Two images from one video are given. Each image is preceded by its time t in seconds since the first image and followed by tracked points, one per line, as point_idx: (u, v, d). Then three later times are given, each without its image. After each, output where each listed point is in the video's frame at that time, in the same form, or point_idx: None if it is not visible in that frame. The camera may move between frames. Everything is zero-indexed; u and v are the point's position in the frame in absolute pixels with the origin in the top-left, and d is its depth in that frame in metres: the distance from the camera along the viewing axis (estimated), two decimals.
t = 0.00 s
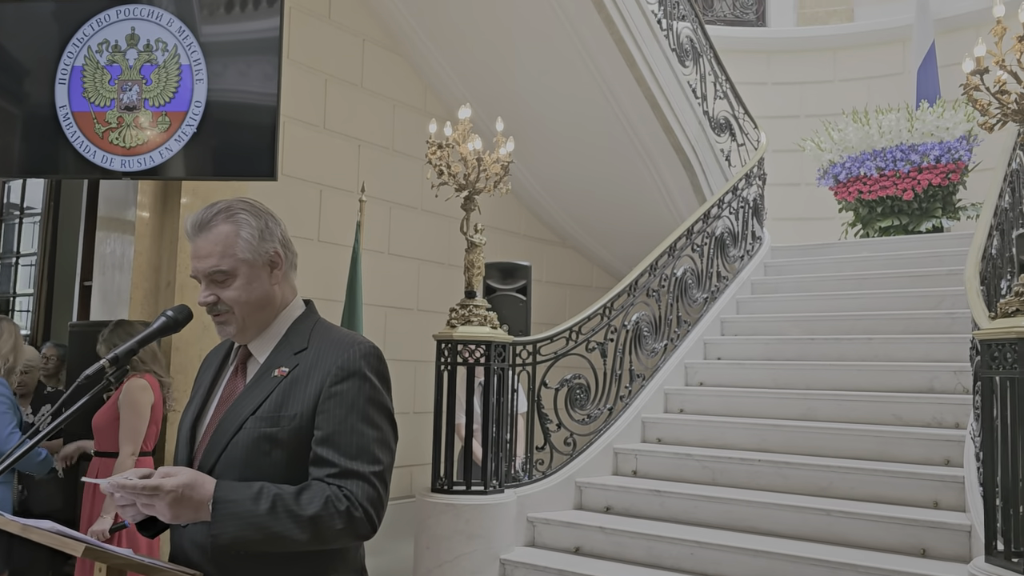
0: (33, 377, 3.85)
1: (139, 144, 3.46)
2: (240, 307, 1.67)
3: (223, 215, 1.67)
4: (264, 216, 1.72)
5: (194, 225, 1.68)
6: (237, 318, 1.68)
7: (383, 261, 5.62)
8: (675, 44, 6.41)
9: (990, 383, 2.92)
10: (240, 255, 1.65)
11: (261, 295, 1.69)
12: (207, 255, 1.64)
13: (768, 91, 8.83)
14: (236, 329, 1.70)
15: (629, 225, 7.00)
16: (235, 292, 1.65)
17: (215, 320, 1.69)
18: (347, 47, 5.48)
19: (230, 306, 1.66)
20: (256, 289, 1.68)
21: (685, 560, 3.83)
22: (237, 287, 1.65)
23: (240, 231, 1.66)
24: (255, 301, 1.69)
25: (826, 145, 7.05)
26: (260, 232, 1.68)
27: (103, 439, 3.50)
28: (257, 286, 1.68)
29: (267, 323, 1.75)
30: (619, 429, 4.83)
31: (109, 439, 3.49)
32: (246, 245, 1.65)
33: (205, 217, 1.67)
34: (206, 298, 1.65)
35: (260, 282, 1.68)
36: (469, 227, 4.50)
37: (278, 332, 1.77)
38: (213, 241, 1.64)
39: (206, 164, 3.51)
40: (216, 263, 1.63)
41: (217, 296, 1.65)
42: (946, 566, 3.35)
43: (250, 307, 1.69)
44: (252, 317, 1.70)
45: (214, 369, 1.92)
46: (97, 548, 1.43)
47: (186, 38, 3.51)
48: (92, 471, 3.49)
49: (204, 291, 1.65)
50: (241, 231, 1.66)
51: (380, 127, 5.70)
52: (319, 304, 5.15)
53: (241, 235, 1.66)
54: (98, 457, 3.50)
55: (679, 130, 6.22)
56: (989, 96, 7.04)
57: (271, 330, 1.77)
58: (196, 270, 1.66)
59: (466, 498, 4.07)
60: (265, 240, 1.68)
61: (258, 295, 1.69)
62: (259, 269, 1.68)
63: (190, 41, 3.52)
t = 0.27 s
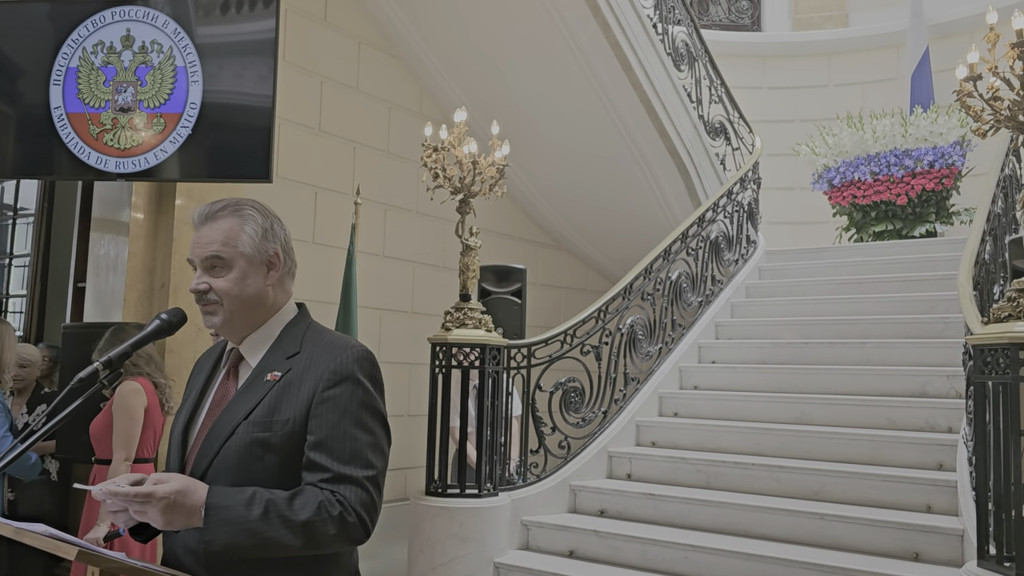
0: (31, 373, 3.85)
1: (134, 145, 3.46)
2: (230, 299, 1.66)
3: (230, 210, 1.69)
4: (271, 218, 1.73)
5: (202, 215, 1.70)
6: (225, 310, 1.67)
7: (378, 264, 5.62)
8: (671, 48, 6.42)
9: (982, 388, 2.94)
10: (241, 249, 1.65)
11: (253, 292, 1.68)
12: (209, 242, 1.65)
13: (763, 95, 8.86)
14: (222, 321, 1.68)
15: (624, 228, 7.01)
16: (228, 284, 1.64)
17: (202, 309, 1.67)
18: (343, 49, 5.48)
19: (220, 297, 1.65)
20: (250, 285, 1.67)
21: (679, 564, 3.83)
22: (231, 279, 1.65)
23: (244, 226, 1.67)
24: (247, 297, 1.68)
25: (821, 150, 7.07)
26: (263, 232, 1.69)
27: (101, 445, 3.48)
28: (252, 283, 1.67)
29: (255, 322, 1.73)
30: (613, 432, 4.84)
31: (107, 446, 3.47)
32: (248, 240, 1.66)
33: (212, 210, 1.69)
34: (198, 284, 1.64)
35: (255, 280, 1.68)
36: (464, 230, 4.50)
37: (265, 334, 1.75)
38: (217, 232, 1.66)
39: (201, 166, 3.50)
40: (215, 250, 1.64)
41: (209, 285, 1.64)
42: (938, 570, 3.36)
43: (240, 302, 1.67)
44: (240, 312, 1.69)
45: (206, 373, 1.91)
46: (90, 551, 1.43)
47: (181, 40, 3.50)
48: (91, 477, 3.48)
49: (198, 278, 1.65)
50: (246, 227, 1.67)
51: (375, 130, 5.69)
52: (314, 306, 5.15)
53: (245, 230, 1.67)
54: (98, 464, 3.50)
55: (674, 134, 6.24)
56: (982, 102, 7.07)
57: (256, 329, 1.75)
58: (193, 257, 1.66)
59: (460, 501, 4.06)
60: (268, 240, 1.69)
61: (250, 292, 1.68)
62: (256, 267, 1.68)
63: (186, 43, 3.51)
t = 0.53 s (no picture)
0: (28, 372, 3.86)
1: (130, 146, 3.44)
2: (228, 301, 1.66)
3: (229, 211, 1.69)
4: (269, 220, 1.74)
5: (200, 216, 1.70)
6: (224, 312, 1.67)
7: (375, 265, 5.62)
8: (668, 51, 6.44)
9: (977, 392, 2.95)
10: (239, 250, 1.65)
11: (252, 294, 1.68)
12: (207, 244, 1.65)
13: (760, 98, 8.87)
14: (221, 323, 1.68)
15: (621, 231, 7.02)
16: (226, 285, 1.64)
17: (201, 311, 1.66)
18: (340, 50, 5.48)
19: (219, 299, 1.65)
20: (249, 286, 1.67)
21: (674, 566, 3.83)
22: (230, 280, 1.65)
23: (242, 228, 1.67)
24: (246, 298, 1.68)
25: (817, 153, 7.08)
26: (262, 233, 1.69)
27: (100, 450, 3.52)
28: (250, 284, 1.68)
29: (255, 324, 1.73)
30: (609, 434, 4.84)
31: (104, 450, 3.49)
32: (247, 242, 1.66)
33: (210, 211, 1.69)
34: (197, 285, 1.64)
35: (254, 281, 1.68)
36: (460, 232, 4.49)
37: (265, 337, 1.76)
38: (215, 233, 1.66)
39: (197, 167, 3.50)
40: (214, 252, 1.64)
41: (207, 286, 1.64)
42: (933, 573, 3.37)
43: (239, 304, 1.67)
44: (239, 314, 1.69)
45: (203, 375, 1.91)
46: (84, 554, 1.40)
47: (177, 40, 3.49)
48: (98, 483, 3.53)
49: (196, 279, 1.65)
50: (244, 228, 1.67)
51: (371, 131, 5.69)
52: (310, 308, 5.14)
53: (243, 232, 1.67)
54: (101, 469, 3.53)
55: (670, 136, 6.24)
56: (977, 106, 7.09)
57: (256, 331, 1.75)
58: (192, 259, 1.66)
59: (455, 503, 4.06)
60: (267, 241, 1.69)
61: (249, 293, 1.68)
62: (254, 268, 1.68)
63: (183, 44, 3.49)
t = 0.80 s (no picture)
0: (17, 372, 3.82)
1: (125, 145, 3.43)
2: (228, 307, 1.65)
3: (220, 215, 1.67)
4: (261, 220, 1.72)
5: (191, 222, 1.68)
6: (225, 318, 1.66)
7: (370, 265, 5.61)
8: (663, 51, 6.44)
9: (971, 394, 2.94)
10: (234, 256, 1.64)
11: (250, 297, 1.68)
12: (201, 252, 1.63)
13: (755, 100, 8.88)
14: (222, 328, 1.67)
15: (616, 231, 7.02)
16: (225, 292, 1.64)
17: (202, 318, 1.66)
18: (336, 50, 5.47)
19: (218, 305, 1.64)
20: (247, 290, 1.67)
21: (668, 567, 3.83)
22: (228, 286, 1.64)
23: (235, 232, 1.66)
24: (245, 302, 1.67)
25: (812, 154, 7.09)
26: (255, 235, 1.68)
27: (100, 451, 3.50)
28: (248, 287, 1.67)
29: (255, 326, 1.73)
30: (604, 435, 4.84)
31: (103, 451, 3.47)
32: (241, 246, 1.65)
33: (201, 216, 1.67)
34: (195, 294, 1.63)
35: (252, 284, 1.68)
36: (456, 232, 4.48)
37: (266, 337, 1.76)
38: (208, 239, 1.64)
39: (192, 166, 3.48)
40: (209, 260, 1.63)
41: (206, 293, 1.63)
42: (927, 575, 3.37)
43: (239, 308, 1.67)
44: (240, 318, 1.68)
45: (200, 374, 1.91)
46: (78, 555, 1.40)
47: (172, 40, 3.49)
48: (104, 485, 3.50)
49: (194, 287, 1.64)
50: (237, 232, 1.66)
51: (367, 130, 5.68)
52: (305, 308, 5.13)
53: (237, 236, 1.66)
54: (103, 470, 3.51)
55: (666, 137, 6.24)
56: (972, 108, 7.11)
57: (257, 333, 1.75)
58: (188, 267, 1.65)
59: (450, 503, 4.06)
60: (261, 243, 1.68)
61: (248, 297, 1.68)
62: (251, 271, 1.67)
63: (178, 42, 3.50)
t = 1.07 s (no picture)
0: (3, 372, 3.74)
1: (123, 140, 3.40)
2: (231, 308, 1.66)
3: (212, 217, 1.66)
4: (253, 217, 1.71)
5: (185, 226, 1.67)
6: (229, 319, 1.67)
7: (369, 261, 5.61)
8: (663, 48, 6.43)
9: (970, 391, 2.95)
10: (231, 257, 1.63)
11: (251, 296, 1.68)
12: (197, 257, 1.63)
13: (755, 97, 8.87)
14: (229, 330, 1.69)
15: (616, 228, 7.02)
16: (226, 294, 1.64)
17: (208, 322, 1.68)
18: (335, 46, 5.46)
19: (222, 307, 1.65)
20: (247, 289, 1.67)
21: (667, 563, 3.84)
22: (228, 288, 1.64)
23: (229, 233, 1.65)
24: (246, 302, 1.68)
25: (812, 151, 7.08)
26: (248, 233, 1.67)
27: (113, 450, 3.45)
28: (248, 287, 1.67)
29: (258, 323, 1.73)
30: (603, 432, 4.84)
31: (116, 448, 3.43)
32: (236, 247, 1.64)
33: (193, 220, 1.66)
34: (197, 298, 1.64)
35: (251, 283, 1.67)
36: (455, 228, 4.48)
37: (269, 333, 1.76)
38: (203, 243, 1.63)
39: (191, 161, 3.47)
40: (206, 264, 1.62)
41: (207, 298, 1.64)
42: (925, 572, 3.38)
43: (242, 308, 1.68)
44: (243, 318, 1.69)
45: (202, 370, 1.91)
46: (80, 548, 1.41)
47: (171, 34, 3.48)
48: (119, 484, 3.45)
49: (194, 292, 1.64)
50: (230, 232, 1.65)
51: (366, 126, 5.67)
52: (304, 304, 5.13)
53: (231, 237, 1.64)
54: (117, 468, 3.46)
55: (666, 133, 6.24)
56: (971, 106, 7.11)
57: (261, 331, 1.75)
58: (187, 273, 1.65)
59: (449, 500, 4.06)
60: (255, 240, 1.67)
61: (249, 296, 1.68)
62: (248, 270, 1.67)
63: (177, 38, 3.48)
